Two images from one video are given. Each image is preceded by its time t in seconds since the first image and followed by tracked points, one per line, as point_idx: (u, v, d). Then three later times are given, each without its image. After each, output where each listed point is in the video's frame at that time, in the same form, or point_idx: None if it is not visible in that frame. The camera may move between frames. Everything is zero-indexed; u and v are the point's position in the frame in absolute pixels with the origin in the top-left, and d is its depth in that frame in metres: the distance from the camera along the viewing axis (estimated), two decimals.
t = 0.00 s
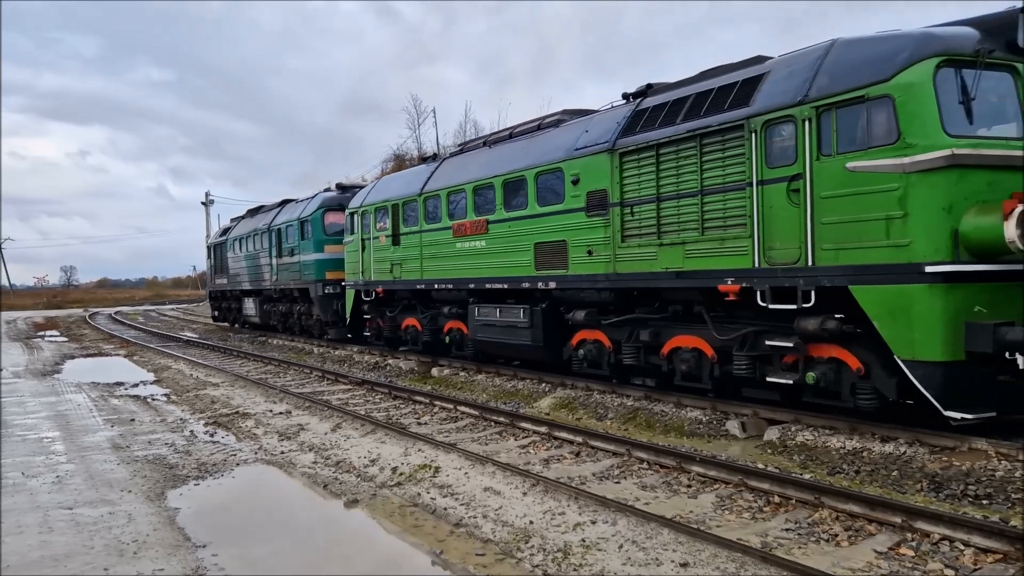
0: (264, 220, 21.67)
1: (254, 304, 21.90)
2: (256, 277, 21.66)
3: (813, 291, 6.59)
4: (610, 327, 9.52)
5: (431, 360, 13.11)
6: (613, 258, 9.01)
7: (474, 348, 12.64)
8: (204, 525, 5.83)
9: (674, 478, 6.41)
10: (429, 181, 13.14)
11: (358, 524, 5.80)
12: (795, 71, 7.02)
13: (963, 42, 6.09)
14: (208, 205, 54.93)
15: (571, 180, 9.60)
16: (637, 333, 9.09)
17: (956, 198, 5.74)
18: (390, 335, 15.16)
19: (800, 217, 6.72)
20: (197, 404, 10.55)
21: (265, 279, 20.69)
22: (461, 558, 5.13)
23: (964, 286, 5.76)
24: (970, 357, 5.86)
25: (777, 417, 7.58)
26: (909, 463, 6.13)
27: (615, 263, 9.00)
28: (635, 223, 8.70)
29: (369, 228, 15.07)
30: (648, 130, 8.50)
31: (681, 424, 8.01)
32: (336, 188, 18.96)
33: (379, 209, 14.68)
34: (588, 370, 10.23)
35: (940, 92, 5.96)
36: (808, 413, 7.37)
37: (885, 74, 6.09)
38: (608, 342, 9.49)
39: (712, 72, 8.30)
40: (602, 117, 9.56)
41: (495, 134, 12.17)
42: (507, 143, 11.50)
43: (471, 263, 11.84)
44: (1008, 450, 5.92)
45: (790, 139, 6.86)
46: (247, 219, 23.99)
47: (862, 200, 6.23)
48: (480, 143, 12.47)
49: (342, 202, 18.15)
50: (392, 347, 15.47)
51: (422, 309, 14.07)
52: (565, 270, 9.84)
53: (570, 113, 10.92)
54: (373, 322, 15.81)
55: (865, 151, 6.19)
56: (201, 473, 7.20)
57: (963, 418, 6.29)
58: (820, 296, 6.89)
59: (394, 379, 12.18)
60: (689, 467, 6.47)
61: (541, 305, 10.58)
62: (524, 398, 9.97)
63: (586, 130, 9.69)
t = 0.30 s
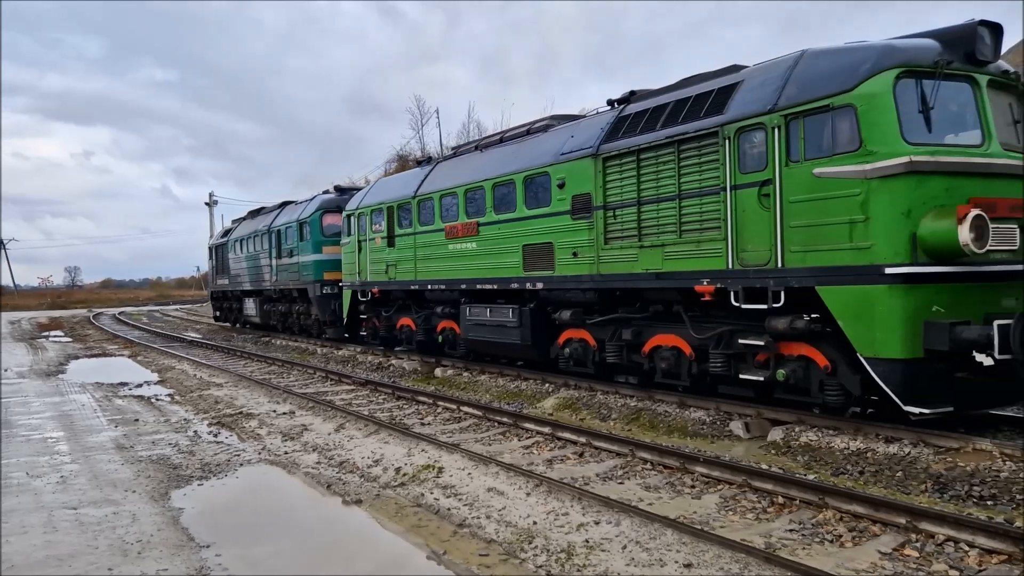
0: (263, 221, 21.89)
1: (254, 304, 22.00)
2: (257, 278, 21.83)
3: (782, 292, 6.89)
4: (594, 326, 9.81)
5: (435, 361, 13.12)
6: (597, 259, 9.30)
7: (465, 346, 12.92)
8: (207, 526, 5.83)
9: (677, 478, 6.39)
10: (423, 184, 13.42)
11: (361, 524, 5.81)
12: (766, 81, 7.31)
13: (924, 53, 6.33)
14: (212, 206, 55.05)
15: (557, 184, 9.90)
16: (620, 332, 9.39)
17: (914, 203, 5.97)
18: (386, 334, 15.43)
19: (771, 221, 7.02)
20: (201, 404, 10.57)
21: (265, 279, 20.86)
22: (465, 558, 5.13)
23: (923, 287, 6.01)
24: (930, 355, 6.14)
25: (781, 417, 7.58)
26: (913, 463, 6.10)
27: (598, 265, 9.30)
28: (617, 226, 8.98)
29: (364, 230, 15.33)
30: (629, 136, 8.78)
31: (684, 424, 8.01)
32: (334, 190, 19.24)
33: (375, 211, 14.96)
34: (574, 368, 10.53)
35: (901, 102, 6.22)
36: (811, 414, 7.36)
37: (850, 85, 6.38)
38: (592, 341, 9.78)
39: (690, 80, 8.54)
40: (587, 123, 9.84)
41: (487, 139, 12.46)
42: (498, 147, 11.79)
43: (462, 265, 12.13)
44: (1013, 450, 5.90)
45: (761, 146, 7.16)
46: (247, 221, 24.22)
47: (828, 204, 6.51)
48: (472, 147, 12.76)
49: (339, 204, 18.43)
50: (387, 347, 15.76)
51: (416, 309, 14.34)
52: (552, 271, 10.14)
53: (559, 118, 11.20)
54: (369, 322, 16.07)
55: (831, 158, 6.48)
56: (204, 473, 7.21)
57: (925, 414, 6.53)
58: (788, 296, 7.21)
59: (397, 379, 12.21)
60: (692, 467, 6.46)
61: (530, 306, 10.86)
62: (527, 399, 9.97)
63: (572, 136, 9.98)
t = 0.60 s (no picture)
0: (263, 222, 22.05)
1: (255, 305, 22.11)
2: (257, 278, 21.96)
3: (755, 292, 7.29)
4: (580, 326, 10.28)
5: (439, 361, 13.13)
6: (583, 260, 9.72)
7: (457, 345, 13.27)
8: (211, 526, 5.85)
9: (681, 479, 6.38)
10: (417, 187, 13.80)
11: (364, 523, 5.84)
12: (738, 89, 7.71)
13: (885, 65, 6.77)
14: (216, 207, 55.16)
15: (545, 188, 10.32)
16: (604, 331, 9.84)
17: (876, 207, 6.39)
18: (382, 334, 15.79)
19: (743, 223, 7.43)
20: (205, 405, 10.59)
21: (266, 280, 21.04)
22: (469, 558, 5.13)
23: (885, 287, 6.38)
24: (891, 352, 6.49)
25: (785, 418, 7.57)
26: (918, 464, 6.09)
27: (585, 265, 9.72)
28: (603, 228, 9.39)
29: (360, 232, 15.70)
30: (613, 141, 9.17)
31: (688, 424, 8.00)
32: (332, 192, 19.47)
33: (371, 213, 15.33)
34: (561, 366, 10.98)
35: (864, 111, 6.65)
36: (816, 414, 7.34)
37: (817, 94, 6.78)
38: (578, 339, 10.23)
39: (671, 87, 8.89)
40: (573, 128, 10.25)
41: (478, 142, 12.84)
42: (489, 151, 12.18)
43: (454, 265, 12.54)
44: (1018, 451, 5.89)
45: (735, 152, 7.57)
46: (247, 222, 24.38)
47: (796, 209, 6.92)
48: (464, 151, 13.15)
49: (337, 206, 18.62)
50: (383, 347, 16.12)
51: (412, 308, 14.70)
52: (540, 271, 10.56)
53: (547, 123, 11.60)
54: (366, 322, 16.42)
55: (799, 164, 6.87)
56: (209, 473, 7.23)
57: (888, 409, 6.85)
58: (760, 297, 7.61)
59: (401, 380, 12.24)
60: (696, 468, 6.45)
61: (519, 306, 11.29)
62: (531, 399, 9.96)
63: (559, 140, 10.38)
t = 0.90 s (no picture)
0: (264, 224, 22.13)
1: (257, 305, 22.20)
2: (258, 279, 22.02)
3: (729, 292, 7.55)
4: (566, 326, 10.57)
5: (443, 362, 13.12)
6: (569, 261, 9.97)
7: (450, 343, 13.51)
8: (216, 526, 5.86)
9: (685, 479, 6.38)
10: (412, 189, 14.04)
11: (369, 522, 5.85)
12: (713, 97, 7.96)
13: (852, 75, 7.02)
14: (220, 208, 55.25)
15: (533, 192, 10.57)
16: (589, 330, 10.13)
17: (843, 211, 6.64)
18: (379, 334, 16.03)
19: (718, 226, 7.67)
20: (209, 405, 10.60)
21: (267, 281, 21.13)
22: (473, 559, 5.14)
23: (850, 288, 6.66)
24: (857, 349, 6.76)
25: (790, 418, 7.56)
26: (923, 464, 6.07)
27: (570, 266, 9.98)
28: (587, 231, 9.64)
29: (357, 233, 15.94)
30: (597, 147, 9.42)
31: (692, 425, 7.99)
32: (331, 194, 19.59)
33: (367, 216, 15.58)
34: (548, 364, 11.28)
35: (832, 119, 6.89)
36: (821, 415, 7.32)
37: (785, 103, 7.03)
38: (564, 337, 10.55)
39: (652, 94, 9.11)
40: (560, 133, 10.49)
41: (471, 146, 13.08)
42: (480, 155, 12.44)
43: (447, 267, 12.81)
44: None
45: (710, 158, 7.81)
46: (248, 224, 24.45)
47: (767, 212, 7.16)
48: (458, 154, 13.39)
49: (337, 207, 18.72)
50: (380, 346, 16.36)
51: (407, 308, 14.97)
52: (528, 272, 10.81)
53: (537, 128, 11.84)
54: (363, 322, 16.69)
55: (770, 170, 7.12)
56: (213, 474, 7.25)
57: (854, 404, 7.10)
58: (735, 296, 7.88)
59: (405, 380, 12.24)
60: (700, 468, 6.45)
61: (508, 306, 11.59)
62: (535, 400, 9.97)
63: (546, 145, 10.63)
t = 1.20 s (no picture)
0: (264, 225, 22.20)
1: (258, 306, 22.24)
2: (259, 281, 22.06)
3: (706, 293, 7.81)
4: (553, 326, 10.79)
5: (446, 363, 13.11)
6: (557, 263, 10.19)
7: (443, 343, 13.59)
8: (219, 526, 5.87)
9: (689, 480, 6.38)
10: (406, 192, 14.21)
11: (372, 523, 5.86)
12: (691, 105, 8.18)
13: (822, 84, 7.30)
14: (223, 209, 55.63)
15: (522, 195, 10.77)
16: (575, 329, 10.34)
17: (812, 215, 6.87)
18: (375, 334, 16.13)
19: (696, 229, 7.92)
20: (213, 406, 10.62)
21: (267, 282, 21.19)
22: (477, 559, 5.14)
23: (820, 288, 6.91)
24: (827, 347, 7.01)
25: (794, 419, 7.55)
26: (927, 465, 6.06)
27: (558, 267, 10.20)
28: (574, 234, 9.86)
29: (354, 236, 16.06)
30: (582, 152, 9.63)
31: (696, 425, 7.98)
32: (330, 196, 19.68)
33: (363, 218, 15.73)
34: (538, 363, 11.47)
35: (801, 126, 7.14)
36: (826, 416, 7.31)
37: (757, 111, 7.26)
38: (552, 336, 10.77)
39: (633, 101, 9.35)
40: (547, 138, 10.69)
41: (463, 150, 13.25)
42: (472, 159, 12.63)
43: (441, 268, 13.00)
44: None
45: (688, 163, 8.05)
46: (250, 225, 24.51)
47: (740, 216, 7.42)
48: (450, 159, 13.52)
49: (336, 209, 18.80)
50: (377, 346, 16.43)
51: (402, 309, 15.07)
52: (518, 273, 11.01)
53: (526, 132, 12.03)
54: (361, 323, 16.77)
55: (744, 175, 7.36)
56: (217, 474, 7.26)
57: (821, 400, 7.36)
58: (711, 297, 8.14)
59: (409, 381, 12.25)
60: (704, 469, 6.44)
61: (498, 306, 11.79)
62: (539, 400, 9.97)
63: (534, 150, 10.82)
